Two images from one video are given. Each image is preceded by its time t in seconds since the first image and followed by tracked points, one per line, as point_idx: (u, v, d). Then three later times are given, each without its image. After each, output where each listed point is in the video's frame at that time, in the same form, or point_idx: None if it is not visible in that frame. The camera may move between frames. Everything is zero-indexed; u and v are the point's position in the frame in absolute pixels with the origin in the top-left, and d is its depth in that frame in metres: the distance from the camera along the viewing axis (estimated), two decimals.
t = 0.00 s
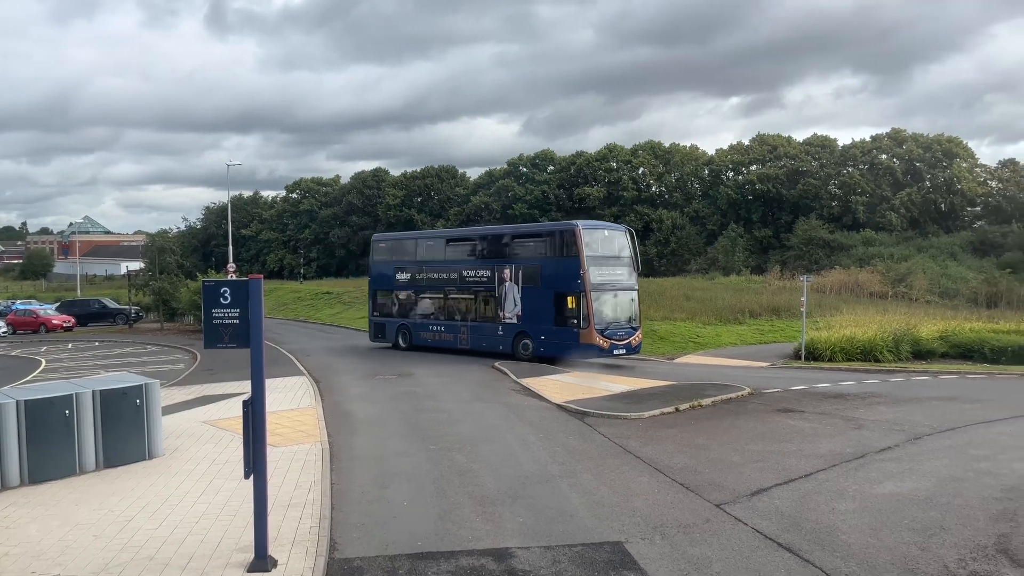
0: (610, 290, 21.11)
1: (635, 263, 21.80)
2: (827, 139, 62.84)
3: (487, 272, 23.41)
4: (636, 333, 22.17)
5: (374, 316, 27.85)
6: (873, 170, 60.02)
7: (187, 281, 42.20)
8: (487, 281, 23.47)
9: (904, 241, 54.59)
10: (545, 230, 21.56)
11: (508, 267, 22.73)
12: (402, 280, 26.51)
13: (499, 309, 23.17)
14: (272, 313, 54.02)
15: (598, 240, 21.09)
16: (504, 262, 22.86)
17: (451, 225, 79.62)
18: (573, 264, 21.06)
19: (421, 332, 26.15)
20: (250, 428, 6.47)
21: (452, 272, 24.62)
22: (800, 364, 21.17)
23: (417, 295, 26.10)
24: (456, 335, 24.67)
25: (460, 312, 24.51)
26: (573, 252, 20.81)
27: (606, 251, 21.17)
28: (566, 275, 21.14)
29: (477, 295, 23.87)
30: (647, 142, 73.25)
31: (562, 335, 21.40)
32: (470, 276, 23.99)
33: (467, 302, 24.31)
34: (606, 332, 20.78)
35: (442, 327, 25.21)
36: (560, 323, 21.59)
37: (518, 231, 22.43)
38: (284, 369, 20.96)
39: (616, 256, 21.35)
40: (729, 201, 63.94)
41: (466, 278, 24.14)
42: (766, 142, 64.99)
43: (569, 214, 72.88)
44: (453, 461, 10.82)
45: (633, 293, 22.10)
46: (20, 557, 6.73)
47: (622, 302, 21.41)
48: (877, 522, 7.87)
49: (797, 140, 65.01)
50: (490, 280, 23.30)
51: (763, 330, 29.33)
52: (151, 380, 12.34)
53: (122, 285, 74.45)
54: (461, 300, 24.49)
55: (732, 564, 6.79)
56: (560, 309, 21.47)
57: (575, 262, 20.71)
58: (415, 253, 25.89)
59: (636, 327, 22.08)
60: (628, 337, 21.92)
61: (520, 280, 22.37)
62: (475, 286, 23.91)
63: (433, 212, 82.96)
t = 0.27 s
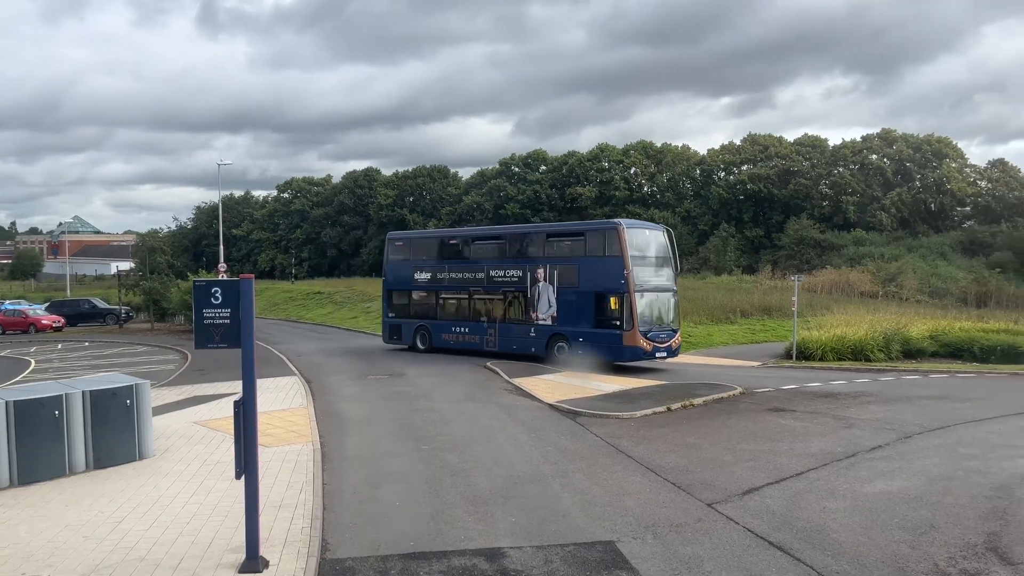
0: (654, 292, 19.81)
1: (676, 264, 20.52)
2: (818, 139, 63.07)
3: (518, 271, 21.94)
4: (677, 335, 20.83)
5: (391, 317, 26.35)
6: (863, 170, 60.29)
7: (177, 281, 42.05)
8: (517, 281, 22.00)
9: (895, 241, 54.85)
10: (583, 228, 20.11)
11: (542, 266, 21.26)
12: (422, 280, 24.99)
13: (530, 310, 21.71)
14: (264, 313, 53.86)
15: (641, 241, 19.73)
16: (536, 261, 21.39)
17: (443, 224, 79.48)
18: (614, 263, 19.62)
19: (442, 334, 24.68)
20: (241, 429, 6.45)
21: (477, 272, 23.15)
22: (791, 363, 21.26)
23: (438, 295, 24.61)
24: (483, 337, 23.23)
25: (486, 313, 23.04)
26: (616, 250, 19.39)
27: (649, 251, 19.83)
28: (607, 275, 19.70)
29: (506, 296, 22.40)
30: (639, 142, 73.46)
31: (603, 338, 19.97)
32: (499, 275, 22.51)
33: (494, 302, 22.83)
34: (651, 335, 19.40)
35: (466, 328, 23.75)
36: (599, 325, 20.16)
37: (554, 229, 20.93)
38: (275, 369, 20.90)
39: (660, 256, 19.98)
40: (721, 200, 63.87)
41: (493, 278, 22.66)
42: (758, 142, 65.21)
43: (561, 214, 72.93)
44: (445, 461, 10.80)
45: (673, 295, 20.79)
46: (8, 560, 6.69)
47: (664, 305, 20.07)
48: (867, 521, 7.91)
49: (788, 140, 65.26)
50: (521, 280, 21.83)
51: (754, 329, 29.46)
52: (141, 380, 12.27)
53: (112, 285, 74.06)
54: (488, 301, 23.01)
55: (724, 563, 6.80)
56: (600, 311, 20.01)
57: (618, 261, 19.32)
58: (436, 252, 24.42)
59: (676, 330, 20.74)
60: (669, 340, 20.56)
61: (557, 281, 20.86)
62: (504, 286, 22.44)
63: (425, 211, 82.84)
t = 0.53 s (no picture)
0: (700, 294, 19.00)
1: (719, 265, 19.77)
2: (811, 139, 63.26)
3: (555, 272, 20.88)
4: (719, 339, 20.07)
5: (410, 316, 25.06)
6: (856, 170, 60.48)
7: (170, 280, 41.90)
8: (554, 282, 20.95)
9: (887, 241, 55.06)
10: (629, 227, 19.17)
11: (582, 266, 20.23)
12: (446, 279, 23.77)
13: (568, 312, 20.68)
14: (257, 312, 53.74)
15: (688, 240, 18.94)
16: (576, 261, 20.37)
17: (437, 224, 79.35)
18: (663, 264, 18.73)
19: (468, 335, 23.54)
20: (235, 428, 6.42)
21: (509, 272, 22.06)
22: (785, 363, 21.34)
23: (464, 296, 23.44)
24: (514, 340, 22.16)
25: (518, 314, 21.95)
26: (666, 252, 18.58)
27: (696, 251, 19.06)
28: (654, 276, 18.82)
29: (540, 297, 21.33)
30: (632, 141, 73.62)
31: (648, 341, 19.07)
32: (533, 275, 21.45)
33: (527, 304, 21.75)
34: (700, 338, 18.66)
35: (496, 330, 22.66)
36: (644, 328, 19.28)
37: (595, 228, 19.93)
38: (269, 369, 20.86)
39: (706, 262, 19.20)
40: (714, 200, 63.63)
41: (528, 279, 21.58)
42: (751, 141, 65.39)
43: (555, 213, 73.00)
44: (439, 460, 10.79)
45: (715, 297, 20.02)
46: None
47: (707, 307, 19.29)
48: (859, 519, 7.95)
49: (781, 140, 65.47)
50: (558, 281, 20.79)
51: (747, 328, 29.59)
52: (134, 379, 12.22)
53: (104, 284, 73.74)
54: (520, 302, 21.93)
55: (717, 562, 6.82)
56: (646, 313, 19.10)
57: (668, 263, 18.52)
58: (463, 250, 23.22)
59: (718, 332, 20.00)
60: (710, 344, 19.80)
61: (598, 282, 19.89)
62: (539, 286, 21.39)
63: (418, 211, 82.71)
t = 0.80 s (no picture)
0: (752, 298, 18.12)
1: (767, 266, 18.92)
2: (806, 139, 63.39)
3: (597, 272, 19.73)
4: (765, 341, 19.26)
5: (434, 317, 23.71)
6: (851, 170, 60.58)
7: (165, 279, 41.81)
8: (595, 282, 19.78)
9: (882, 241, 55.17)
10: (679, 227, 18.18)
11: (627, 267, 19.12)
12: (474, 279, 22.47)
13: (610, 314, 19.55)
14: (252, 311, 53.63)
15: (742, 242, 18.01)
16: (620, 262, 19.25)
17: (432, 223, 79.22)
18: (717, 266, 17.75)
19: (499, 337, 22.27)
20: (230, 428, 6.41)
21: (545, 271, 20.82)
22: (779, 362, 21.41)
23: (495, 296, 22.18)
24: (550, 342, 20.93)
25: (555, 316, 20.74)
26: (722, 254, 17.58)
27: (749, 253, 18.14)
28: (708, 279, 17.82)
29: (579, 298, 20.15)
30: (628, 141, 73.75)
31: (700, 345, 18.05)
32: (572, 275, 20.26)
33: (564, 305, 20.54)
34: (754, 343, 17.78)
35: (530, 331, 21.40)
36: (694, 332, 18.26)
37: (643, 229, 18.79)
38: (264, 368, 20.82)
39: (756, 266, 18.28)
40: (710, 200, 63.38)
41: (565, 279, 20.37)
42: (746, 141, 65.41)
43: (550, 213, 73.10)
44: (434, 459, 10.78)
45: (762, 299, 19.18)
46: None
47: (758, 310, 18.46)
48: (852, 519, 7.98)
49: (776, 140, 65.51)
50: (601, 282, 19.61)
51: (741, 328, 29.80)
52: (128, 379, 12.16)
53: (98, 283, 73.51)
54: (556, 303, 20.73)
55: (712, 561, 6.84)
56: (698, 317, 18.06)
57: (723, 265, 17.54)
58: (493, 248, 21.96)
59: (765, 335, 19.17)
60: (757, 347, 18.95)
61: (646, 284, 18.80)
62: (578, 288, 20.19)
63: (414, 210, 82.59)
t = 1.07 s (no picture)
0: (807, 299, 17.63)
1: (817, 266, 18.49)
2: (803, 139, 63.45)
3: (643, 273, 18.96)
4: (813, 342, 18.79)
5: (464, 318, 22.59)
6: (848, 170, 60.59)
7: (162, 278, 41.75)
8: (642, 284, 19.01)
9: (879, 241, 55.21)
10: (733, 228, 17.61)
11: (677, 268, 18.44)
12: (508, 279, 21.45)
13: (658, 316, 18.81)
14: (249, 309, 53.58)
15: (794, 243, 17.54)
16: (669, 263, 18.55)
17: (430, 222, 79.15)
18: (774, 267, 17.22)
19: (535, 339, 21.20)
20: (227, 426, 6.40)
21: (586, 272, 19.92)
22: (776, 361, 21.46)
23: (531, 297, 21.19)
24: (593, 344, 19.99)
25: (597, 318, 19.87)
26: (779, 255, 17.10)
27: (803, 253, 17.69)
28: (765, 279, 17.28)
29: (624, 300, 19.35)
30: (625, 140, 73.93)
31: (756, 348, 17.48)
32: (616, 276, 19.41)
33: (606, 307, 19.70)
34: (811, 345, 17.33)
35: (570, 333, 20.43)
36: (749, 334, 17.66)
37: (692, 229, 18.18)
38: (260, 367, 20.81)
39: (808, 266, 17.84)
40: (707, 199, 63.38)
41: (609, 280, 19.51)
42: (744, 141, 65.40)
43: (548, 212, 73.25)
44: (431, 458, 10.79)
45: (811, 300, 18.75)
46: None
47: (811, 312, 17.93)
48: (849, 518, 7.99)
49: (774, 139, 65.48)
50: (648, 283, 18.84)
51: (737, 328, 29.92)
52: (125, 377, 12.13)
53: (95, 281, 73.36)
54: (598, 305, 19.85)
55: (709, 560, 6.84)
56: (753, 319, 17.49)
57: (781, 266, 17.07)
58: (529, 248, 20.92)
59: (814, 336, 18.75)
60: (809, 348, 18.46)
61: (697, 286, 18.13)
62: (622, 289, 19.36)
63: (411, 209, 82.54)
